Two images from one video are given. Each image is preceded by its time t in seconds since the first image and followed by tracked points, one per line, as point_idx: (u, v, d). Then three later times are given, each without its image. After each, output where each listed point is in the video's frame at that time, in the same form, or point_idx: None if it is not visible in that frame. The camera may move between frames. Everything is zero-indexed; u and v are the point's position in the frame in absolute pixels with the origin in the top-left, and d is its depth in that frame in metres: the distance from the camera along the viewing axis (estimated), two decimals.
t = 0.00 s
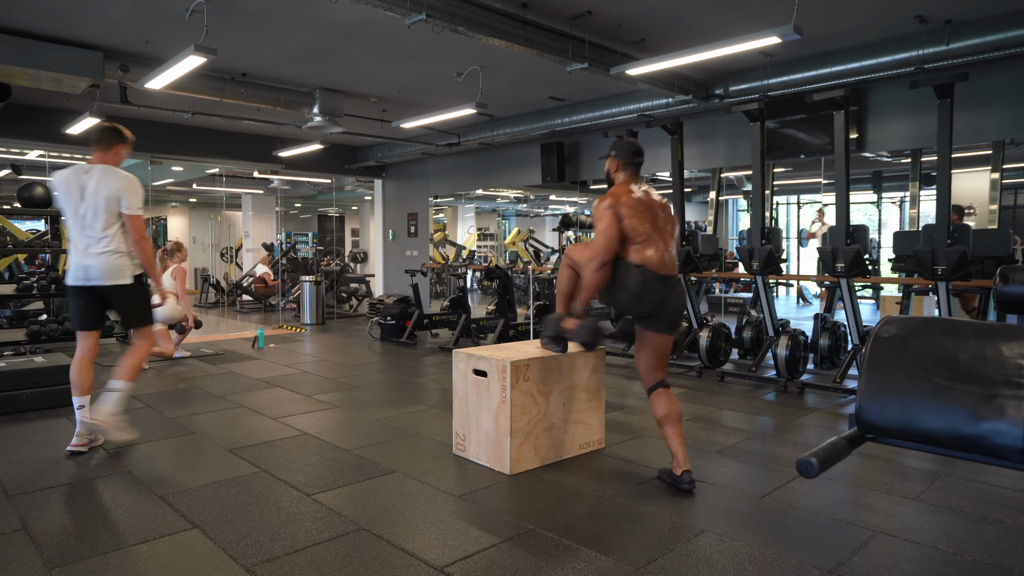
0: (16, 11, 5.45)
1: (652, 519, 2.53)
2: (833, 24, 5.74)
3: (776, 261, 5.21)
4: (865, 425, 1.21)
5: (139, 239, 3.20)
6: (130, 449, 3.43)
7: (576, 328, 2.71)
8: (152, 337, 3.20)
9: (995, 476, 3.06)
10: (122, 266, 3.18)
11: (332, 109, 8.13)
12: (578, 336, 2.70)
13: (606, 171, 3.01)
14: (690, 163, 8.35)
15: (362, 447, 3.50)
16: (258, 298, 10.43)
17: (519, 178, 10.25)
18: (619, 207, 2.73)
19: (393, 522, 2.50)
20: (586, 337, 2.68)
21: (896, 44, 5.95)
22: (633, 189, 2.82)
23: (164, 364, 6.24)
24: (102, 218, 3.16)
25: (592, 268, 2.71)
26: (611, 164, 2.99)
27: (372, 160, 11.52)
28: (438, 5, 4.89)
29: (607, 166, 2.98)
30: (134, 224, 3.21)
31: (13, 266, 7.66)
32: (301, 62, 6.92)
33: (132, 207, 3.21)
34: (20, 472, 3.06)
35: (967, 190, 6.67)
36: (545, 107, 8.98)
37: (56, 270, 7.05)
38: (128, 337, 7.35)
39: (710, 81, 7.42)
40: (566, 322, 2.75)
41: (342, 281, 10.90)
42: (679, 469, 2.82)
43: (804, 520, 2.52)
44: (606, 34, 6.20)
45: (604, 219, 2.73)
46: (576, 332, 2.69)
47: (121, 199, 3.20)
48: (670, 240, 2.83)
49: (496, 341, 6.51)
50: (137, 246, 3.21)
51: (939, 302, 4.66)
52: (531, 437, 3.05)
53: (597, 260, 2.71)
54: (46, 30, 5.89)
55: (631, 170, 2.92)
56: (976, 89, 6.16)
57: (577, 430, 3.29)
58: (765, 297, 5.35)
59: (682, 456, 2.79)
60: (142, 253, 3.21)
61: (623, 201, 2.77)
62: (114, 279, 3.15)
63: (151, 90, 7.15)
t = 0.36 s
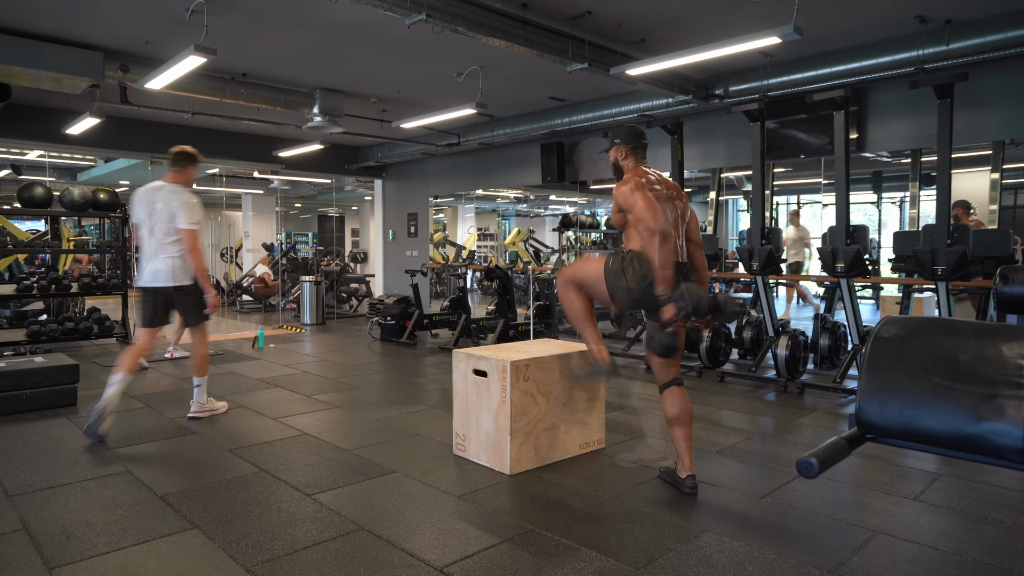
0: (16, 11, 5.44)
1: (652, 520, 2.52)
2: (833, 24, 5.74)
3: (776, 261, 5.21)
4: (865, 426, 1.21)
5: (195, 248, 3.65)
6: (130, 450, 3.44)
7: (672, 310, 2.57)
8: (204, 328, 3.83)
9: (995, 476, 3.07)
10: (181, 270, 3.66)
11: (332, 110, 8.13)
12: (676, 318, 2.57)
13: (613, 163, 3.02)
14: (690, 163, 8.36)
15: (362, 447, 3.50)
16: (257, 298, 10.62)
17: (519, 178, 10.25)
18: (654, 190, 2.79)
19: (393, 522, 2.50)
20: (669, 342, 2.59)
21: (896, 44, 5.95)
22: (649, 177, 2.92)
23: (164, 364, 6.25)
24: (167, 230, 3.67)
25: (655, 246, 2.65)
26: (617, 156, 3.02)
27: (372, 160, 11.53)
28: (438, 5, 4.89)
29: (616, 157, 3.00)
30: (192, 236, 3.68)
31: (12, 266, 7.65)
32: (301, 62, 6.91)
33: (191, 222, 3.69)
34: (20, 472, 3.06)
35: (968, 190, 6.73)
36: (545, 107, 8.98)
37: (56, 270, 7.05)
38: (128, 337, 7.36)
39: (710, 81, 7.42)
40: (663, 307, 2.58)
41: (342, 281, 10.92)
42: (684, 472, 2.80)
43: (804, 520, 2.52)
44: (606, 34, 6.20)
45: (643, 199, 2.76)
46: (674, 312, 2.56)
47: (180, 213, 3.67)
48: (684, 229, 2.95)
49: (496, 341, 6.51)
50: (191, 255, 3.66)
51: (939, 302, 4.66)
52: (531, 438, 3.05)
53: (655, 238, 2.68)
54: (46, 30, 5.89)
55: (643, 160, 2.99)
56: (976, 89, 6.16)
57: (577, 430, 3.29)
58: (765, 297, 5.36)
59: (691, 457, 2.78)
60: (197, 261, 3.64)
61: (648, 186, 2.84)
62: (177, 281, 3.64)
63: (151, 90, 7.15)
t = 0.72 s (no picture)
0: (16, 12, 5.44)
1: (654, 520, 2.52)
2: (833, 24, 5.74)
3: (776, 261, 5.20)
4: (865, 426, 1.21)
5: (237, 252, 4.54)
6: (130, 450, 3.44)
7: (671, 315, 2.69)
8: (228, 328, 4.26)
9: (995, 476, 3.07)
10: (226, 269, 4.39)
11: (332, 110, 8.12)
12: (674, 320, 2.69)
13: (602, 159, 2.97)
14: (690, 163, 8.36)
15: (362, 446, 3.51)
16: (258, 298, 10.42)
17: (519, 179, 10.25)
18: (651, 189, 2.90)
19: (393, 522, 2.50)
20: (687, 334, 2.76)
21: (896, 44, 5.95)
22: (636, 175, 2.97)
23: (164, 364, 6.25)
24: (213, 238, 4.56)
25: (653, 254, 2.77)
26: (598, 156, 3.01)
27: (372, 160, 11.53)
28: (438, 5, 4.89)
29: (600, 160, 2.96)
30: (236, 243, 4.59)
31: (12, 266, 7.65)
32: (301, 62, 6.92)
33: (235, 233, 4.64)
34: (19, 472, 3.06)
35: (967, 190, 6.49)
36: (545, 107, 8.98)
37: (56, 270, 7.05)
38: (128, 337, 7.36)
39: (710, 81, 7.42)
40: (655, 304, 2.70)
41: (342, 282, 10.93)
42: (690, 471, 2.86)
43: (804, 520, 2.52)
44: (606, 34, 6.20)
45: (640, 205, 2.84)
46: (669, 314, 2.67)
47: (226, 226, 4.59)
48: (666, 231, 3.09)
49: (496, 341, 6.51)
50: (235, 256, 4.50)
51: (939, 302, 4.66)
52: (532, 438, 3.05)
53: (653, 246, 2.78)
54: (46, 30, 5.89)
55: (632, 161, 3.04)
56: (976, 89, 6.16)
57: (577, 430, 3.29)
58: (765, 297, 5.36)
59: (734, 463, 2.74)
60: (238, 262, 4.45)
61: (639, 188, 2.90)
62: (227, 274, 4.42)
63: (151, 90, 7.15)
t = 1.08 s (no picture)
0: (16, 12, 5.44)
1: (653, 520, 2.52)
2: (833, 24, 5.74)
3: (776, 261, 5.21)
4: (865, 426, 1.21)
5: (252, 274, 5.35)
6: (130, 450, 3.44)
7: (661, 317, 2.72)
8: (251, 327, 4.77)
9: (995, 476, 3.07)
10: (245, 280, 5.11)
11: (332, 110, 8.12)
12: (665, 322, 2.71)
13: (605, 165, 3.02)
14: (690, 163, 8.36)
15: (362, 447, 3.51)
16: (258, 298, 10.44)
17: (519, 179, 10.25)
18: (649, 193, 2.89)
19: (393, 522, 2.51)
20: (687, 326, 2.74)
21: (896, 44, 5.95)
22: (637, 178, 2.98)
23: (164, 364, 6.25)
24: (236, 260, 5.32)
25: (649, 256, 2.79)
26: (599, 167, 3.06)
27: (372, 160, 11.52)
28: (438, 5, 4.89)
29: (600, 170, 3.03)
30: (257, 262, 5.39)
31: (12, 266, 7.65)
32: (301, 62, 6.92)
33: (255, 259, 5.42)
34: (20, 472, 3.06)
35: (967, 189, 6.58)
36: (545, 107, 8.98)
37: (56, 270, 7.05)
38: (128, 337, 7.36)
39: (709, 81, 7.42)
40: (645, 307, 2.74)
41: (342, 281, 10.91)
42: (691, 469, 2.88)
43: (803, 520, 2.53)
44: (606, 34, 6.20)
45: (639, 210, 2.87)
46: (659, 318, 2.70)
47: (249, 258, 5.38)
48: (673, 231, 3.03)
49: (495, 341, 6.51)
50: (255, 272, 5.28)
51: (939, 302, 4.66)
52: (532, 438, 3.05)
53: (651, 248, 2.80)
54: (46, 30, 5.89)
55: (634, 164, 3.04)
56: (976, 89, 6.17)
57: (577, 430, 3.29)
58: (765, 297, 5.36)
59: (735, 464, 2.76)
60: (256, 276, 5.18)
61: (638, 191, 2.91)
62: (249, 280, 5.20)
63: (151, 90, 7.14)
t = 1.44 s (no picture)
0: (16, 12, 5.44)
1: (652, 520, 2.52)
2: (833, 24, 5.74)
3: (776, 261, 5.21)
4: (865, 425, 1.21)
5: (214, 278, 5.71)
6: (130, 450, 3.44)
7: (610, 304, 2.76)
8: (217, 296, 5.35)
9: (995, 476, 3.07)
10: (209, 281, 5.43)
11: (332, 110, 8.12)
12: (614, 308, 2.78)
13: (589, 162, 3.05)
14: (690, 163, 8.36)
15: (362, 447, 3.51)
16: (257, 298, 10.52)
17: (519, 179, 10.25)
18: (627, 191, 2.90)
19: (393, 522, 2.51)
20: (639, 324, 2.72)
21: (896, 44, 5.95)
22: (619, 175, 3.01)
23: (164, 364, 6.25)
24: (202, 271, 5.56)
25: (614, 244, 2.79)
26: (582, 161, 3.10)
27: (372, 160, 11.52)
28: (438, 5, 4.89)
29: (584, 165, 3.06)
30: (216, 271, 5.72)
31: (12, 266, 7.65)
32: (301, 62, 6.91)
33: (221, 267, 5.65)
34: (20, 472, 3.06)
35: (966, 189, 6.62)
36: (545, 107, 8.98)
37: (56, 270, 7.04)
38: (129, 337, 7.36)
39: (710, 81, 7.42)
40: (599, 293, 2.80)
41: (342, 282, 10.88)
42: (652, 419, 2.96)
43: (803, 520, 2.53)
44: (606, 34, 6.20)
45: (614, 205, 2.88)
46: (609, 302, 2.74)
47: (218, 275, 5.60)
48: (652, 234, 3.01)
49: (495, 341, 6.52)
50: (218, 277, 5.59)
51: (939, 302, 4.66)
52: (532, 438, 3.05)
53: (616, 237, 2.81)
54: (46, 30, 5.89)
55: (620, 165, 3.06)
56: (976, 89, 6.17)
57: (577, 430, 3.29)
58: (765, 297, 5.35)
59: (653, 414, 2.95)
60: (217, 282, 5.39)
61: (616, 186, 2.94)
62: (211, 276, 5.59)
63: (151, 90, 7.14)
